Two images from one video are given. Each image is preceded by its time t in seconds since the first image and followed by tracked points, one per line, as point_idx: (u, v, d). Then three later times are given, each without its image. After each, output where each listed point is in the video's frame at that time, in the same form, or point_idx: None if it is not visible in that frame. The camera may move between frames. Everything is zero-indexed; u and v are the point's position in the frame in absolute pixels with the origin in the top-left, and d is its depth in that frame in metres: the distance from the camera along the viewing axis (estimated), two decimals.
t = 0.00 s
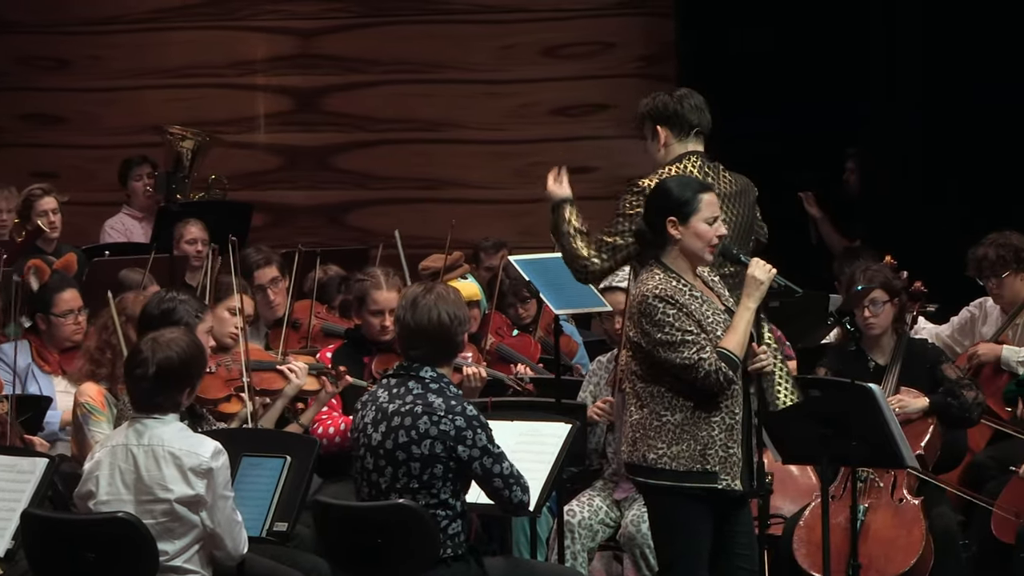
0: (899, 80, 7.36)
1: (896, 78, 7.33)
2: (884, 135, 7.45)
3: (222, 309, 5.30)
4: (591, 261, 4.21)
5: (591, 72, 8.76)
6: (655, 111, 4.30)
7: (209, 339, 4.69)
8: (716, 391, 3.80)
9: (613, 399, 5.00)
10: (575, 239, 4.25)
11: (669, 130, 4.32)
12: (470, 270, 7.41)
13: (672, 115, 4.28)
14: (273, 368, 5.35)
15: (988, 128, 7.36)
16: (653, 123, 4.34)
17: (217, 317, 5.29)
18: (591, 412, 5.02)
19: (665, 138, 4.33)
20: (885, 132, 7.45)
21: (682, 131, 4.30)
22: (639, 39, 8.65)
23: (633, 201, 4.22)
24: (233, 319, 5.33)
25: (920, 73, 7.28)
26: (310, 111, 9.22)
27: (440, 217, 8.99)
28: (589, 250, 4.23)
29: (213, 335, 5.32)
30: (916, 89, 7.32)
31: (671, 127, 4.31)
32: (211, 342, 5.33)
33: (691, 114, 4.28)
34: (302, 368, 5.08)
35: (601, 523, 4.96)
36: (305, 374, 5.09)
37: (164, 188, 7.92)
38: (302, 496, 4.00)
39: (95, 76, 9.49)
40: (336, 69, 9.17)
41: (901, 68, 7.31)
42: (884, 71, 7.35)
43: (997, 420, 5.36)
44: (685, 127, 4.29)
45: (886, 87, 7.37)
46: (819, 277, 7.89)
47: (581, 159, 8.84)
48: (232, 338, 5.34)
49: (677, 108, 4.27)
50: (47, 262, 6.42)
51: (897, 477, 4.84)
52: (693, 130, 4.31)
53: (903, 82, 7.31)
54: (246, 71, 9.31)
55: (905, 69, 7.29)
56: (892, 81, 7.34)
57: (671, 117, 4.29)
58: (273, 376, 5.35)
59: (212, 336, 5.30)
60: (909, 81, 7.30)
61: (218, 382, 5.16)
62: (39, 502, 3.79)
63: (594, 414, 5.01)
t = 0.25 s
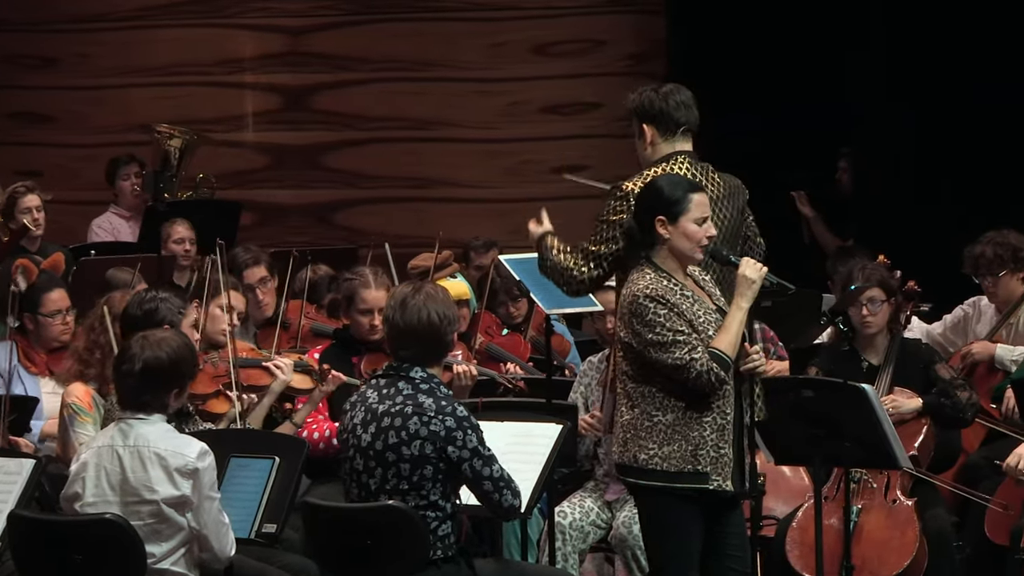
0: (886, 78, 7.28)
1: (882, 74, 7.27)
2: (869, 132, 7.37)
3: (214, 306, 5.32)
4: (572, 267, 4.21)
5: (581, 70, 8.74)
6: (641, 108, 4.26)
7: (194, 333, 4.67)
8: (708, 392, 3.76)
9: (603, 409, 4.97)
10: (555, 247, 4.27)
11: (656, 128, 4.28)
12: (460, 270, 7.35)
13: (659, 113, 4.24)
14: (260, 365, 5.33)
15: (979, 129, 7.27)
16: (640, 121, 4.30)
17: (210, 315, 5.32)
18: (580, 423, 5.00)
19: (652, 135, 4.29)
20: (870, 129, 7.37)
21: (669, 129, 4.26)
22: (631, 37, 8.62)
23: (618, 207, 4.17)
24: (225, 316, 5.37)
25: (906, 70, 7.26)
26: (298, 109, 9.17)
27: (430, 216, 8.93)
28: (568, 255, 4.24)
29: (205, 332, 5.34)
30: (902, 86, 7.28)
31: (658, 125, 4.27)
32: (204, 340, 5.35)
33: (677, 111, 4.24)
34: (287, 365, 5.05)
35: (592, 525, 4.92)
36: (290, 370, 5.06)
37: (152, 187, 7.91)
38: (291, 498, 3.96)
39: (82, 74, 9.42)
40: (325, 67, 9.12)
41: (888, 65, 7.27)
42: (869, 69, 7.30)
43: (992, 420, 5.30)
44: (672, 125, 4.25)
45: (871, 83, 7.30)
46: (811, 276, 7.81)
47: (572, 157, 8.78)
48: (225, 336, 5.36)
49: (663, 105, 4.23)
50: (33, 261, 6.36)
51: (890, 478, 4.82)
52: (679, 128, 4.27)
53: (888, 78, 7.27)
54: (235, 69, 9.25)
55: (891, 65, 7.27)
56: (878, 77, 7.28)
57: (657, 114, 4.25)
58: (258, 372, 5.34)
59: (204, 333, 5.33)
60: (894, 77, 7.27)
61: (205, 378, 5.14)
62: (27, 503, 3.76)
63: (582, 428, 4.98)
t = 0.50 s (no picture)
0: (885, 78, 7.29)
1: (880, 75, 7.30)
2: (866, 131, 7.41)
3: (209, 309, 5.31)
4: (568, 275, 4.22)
5: (570, 71, 8.66)
6: (633, 107, 4.23)
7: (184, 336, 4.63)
8: (699, 394, 3.72)
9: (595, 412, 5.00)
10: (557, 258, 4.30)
11: (647, 127, 4.25)
12: (451, 271, 7.29)
13: (650, 111, 4.21)
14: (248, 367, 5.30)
15: (980, 130, 7.23)
16: (632, 120, 4.27)
17: (205, 318, 5.31)
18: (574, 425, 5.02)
19: (643, 134, 4.26)
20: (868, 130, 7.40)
21: (660, 129, 4.23)
22: (623, 37, 8.54)
23: (607, 211, 4.12)
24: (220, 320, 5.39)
25: (906, 70, 7.25)
26: (288, 109, 9.12)
27: (421, 216, 8.88)
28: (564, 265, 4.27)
29: (199, 335, 5.33)
30: (901, 86, 7.29)
31: (648, 125, 4.23)
32: (197, 343, 5.34)
33: (668, 110, 4.20)
34: (277, 366, 4.99)
35: (585, 527, 4.88)
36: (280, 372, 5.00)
37: (141, 187, 7.89)
38: (281, 499, 3.93)
39: (71, 73, 9.37)
40: (315, 66, 9.07)
41: (887, 64, 7.27)
42: (868, 68, 7.33)
43: (985, 421, 5.29)
44: (663, 124, 4.22)
45: (869, 83, 7.34)
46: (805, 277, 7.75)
47: (563, 157, 8.72)
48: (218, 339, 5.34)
49: (654, 104, 4.19)
50: (23, 262, 6.33)
51: (885, 480, 4.79)
52: (671, 128, 4.23)
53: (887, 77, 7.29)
54: (224, 68, 9.21)
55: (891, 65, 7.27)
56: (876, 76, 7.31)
57: (648, 113, 4.21)
58: (247, 376, 5.29)
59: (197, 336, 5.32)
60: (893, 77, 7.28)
61: (194, 380, 5.14)
62: (15, 505, 3.71)
63: (576, 429, 5.00)
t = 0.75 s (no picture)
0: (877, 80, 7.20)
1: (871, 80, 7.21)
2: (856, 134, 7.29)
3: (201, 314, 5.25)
4: (562, 279, 4.17)
5: (562, 70, 8.63)
6: (628, 107, 4.20)
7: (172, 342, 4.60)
8: (686, 396, 3.68)
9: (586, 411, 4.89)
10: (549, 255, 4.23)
11: (642, 126, 4.21)
12: (440, 272, 7.23)
13: (645, 111, 4.18)
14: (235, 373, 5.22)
15: (978, 130, 7.20)
16: (627, 120, 4.24)
17: (198, 324, 5.25)
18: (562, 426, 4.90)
19: (638, 134, 4.23)
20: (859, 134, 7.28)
21: (655, 129, 4.19)
22: (613, 35, 8.52)
23: (596, 212, 4.09)
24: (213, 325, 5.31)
25: (900, 71, 7.17)
26: (274, 109, 9.05)
27: (409, 217, 8.81)
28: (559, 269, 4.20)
29: (189, 339, 5.27)
30: (893, 89, 7.20)
31: (643, 125, 4.20)
32: (185, 346, 5.28)
33: (663, 109, 4.16)
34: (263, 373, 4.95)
35: (573, 531, 4.83)
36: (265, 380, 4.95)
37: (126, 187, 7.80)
38: (268, 504, 3.92)
39: (55, 73, 9.29)
40: (302, 66, 9.00)
41: (880, 66, 7.19)
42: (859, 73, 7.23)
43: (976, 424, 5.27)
44: (657, 124, 4.18)
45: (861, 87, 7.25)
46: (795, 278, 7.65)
47: (552, 157, 8.69)
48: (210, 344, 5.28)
49: (648, 104, 4.16)
50: (6, 263, 6.26)
51: (876, 482, 4.75)
52: (666, 128, 4.19)
53: (878, 80, 7.20)
54: (210, 68, 9.14)
55: (884, 66, 7.18)
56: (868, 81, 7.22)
57: (643, 113, 4.18)
58: (234, 381, 5.22)
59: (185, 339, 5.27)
60: (885, 80, 7.19)
61: (179, 386, 5.09)
62: None
63: (565, 429, 4.89)
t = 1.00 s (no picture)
0: (879, 79, 7.21)
1: (873, 79, 7.22)
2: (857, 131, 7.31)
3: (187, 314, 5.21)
4: (546, 281, 4.11)
5: (550, 69, 8.56)
6: (615, 107, 4.17)
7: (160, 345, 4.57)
8: (674, 397, 3.64)
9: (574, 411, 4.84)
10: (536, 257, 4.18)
11: (629, 126, 4.18)
12: (426, 273, 7.19)
13: (631, 110, 4.15)
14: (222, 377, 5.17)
15: (978, 130, 7.25)
16: (615, 120, 4.20)
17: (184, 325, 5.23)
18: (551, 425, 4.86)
19: (625, 134, 4.20)
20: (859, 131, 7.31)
21: (642, 128, 4.16)
22: (601, 34, 8.46)
23: (584, 214, 4.05)
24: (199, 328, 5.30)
25: (902, 71, 7.20)
26: (260, 108, 8.96)
27: (395, 217, 8.75)
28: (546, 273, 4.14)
29: (175, 341, 5.26)
30: (895, 89, 7.23)
31: (630, 124, 4.17)
32: (173, 347, 5.25)
33: (649, 108, 4.14)
34: (251, 378, 4.92)
35: (562, 533, 4.79)
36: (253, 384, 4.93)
37: (111, 188, 7.73)
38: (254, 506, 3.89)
39: (39, 72, 9.19)
40: (289, 65, 8.91)
41: (881, 66, 7.20)
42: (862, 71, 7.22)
43: (969, 425, 5.23)
44: (644, 123, 4.15)
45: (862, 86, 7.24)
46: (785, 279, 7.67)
47: (540, 157, 8.64)
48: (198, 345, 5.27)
49: (635, 103, 4.13)
50: None
51: (866, 484, 4.72)
52: (653, 127, 4.16)
53: (881, 80, 7.21)
54: (195, 67, 9.03)
55: (886, 66, 7.20)
56: (869, 80, 7.22)
57: (629, 112, 4.15)
58: (220, 385, 5.18)
59: (173, 342, 5.25)
60: (887, 80, 7.21)
61: (165, 388, 5.06)
62: None
63: (554, 429, 4.85)
